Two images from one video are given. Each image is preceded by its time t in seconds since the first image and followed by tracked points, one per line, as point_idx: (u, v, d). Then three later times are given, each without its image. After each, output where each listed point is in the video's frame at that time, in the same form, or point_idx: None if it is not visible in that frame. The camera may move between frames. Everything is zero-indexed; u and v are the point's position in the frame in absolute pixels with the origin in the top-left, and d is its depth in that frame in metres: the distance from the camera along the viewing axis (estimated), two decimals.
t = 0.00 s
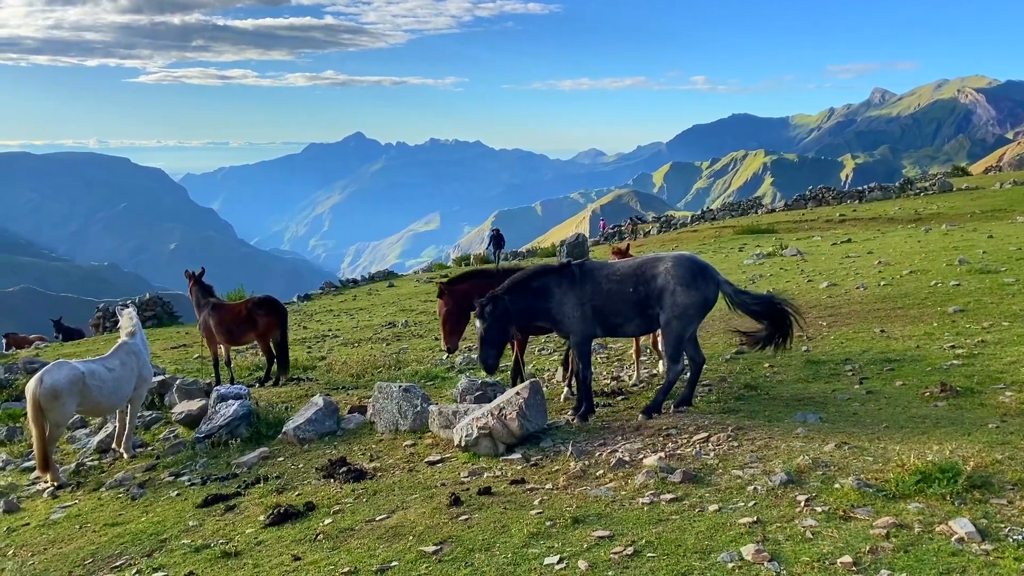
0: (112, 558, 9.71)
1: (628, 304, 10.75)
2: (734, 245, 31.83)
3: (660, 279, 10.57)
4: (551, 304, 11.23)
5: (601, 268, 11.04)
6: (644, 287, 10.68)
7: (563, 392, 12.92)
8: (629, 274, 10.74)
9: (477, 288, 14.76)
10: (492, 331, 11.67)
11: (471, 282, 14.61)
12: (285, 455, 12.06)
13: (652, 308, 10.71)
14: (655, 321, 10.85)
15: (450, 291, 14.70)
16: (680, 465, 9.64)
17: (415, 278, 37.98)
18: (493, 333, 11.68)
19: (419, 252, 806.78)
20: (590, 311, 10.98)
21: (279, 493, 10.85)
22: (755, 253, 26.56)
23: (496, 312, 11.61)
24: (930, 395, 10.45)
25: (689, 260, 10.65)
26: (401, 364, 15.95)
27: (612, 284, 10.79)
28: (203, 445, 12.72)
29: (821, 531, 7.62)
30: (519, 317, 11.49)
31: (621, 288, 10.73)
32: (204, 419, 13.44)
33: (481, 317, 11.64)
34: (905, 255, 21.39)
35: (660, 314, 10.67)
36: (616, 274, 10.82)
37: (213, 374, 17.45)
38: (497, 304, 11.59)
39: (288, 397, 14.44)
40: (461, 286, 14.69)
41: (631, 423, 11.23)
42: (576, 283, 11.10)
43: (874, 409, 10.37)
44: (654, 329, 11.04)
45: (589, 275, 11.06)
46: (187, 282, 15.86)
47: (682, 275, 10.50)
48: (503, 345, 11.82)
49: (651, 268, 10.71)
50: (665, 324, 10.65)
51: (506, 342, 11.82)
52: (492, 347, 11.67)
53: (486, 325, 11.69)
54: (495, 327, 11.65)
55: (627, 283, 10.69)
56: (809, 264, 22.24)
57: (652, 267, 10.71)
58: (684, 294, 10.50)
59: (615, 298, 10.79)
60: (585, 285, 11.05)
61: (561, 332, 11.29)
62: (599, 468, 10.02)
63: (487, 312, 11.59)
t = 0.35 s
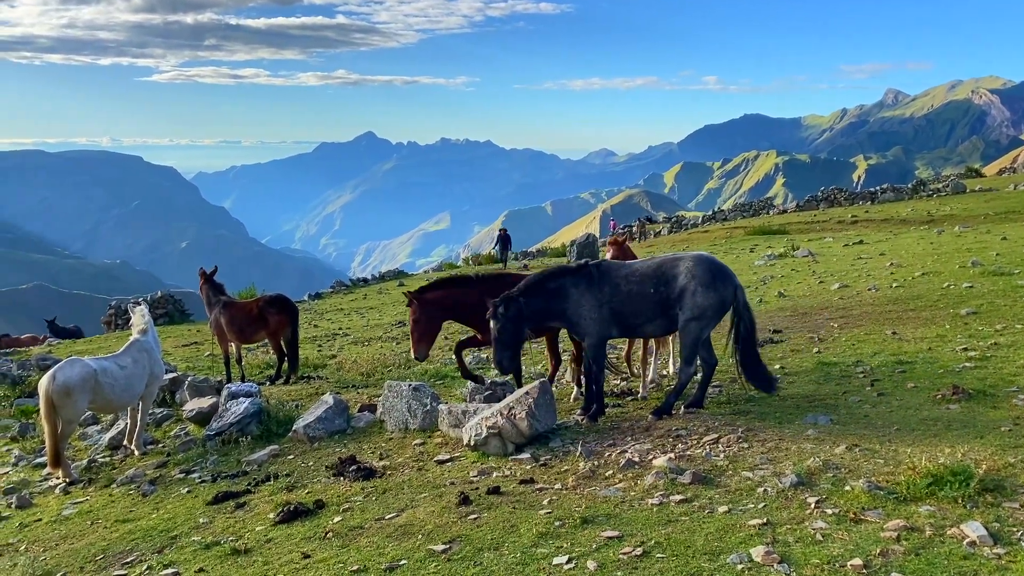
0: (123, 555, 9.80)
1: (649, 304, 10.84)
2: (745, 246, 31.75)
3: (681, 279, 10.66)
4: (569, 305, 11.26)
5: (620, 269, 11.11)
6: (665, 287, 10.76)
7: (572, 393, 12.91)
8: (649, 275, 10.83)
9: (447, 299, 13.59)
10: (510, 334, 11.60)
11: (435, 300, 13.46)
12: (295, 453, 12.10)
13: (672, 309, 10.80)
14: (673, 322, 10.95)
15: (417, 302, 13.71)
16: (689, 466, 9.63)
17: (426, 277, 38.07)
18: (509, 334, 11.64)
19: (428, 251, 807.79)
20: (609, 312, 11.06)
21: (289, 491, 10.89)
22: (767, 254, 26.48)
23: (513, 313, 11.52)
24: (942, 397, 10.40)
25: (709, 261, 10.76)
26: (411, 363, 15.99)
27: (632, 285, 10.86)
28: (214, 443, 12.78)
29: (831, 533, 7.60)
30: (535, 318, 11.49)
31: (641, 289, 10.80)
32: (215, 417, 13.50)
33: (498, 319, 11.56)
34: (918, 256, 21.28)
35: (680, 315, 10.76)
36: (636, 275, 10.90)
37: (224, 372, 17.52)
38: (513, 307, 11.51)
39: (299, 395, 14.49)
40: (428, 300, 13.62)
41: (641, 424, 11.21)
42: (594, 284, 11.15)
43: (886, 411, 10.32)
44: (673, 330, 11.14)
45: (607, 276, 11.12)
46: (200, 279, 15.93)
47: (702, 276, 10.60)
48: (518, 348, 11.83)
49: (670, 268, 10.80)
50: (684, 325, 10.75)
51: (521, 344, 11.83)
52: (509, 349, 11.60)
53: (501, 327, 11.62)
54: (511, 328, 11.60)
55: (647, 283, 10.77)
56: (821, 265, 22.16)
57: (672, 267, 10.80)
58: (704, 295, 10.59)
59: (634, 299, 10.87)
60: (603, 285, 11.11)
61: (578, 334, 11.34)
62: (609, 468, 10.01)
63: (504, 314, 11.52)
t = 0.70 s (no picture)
0: (140, 549, 9.92)
1: (665, 305, 10.85)
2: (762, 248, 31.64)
3: (699, 281, 10.67)
4: (582, 304, 11.31)
5: (636, 270, 11.14)
6: (682, 288, 10.77)
7: (588, 393, 12.91)
8: (666, 276, 10.86)
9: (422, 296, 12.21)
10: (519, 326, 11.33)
11: (409, 295, 12.04)
12: (311, 450, 12.18)
13: (689, 310, 10.80)
14: (690, 324, 10.97)
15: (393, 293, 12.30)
16: (705, 467, 9.62)
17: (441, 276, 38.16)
18: (516, 325, 11.32)
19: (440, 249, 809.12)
20: (624, 311, 11.08)
21: (305, 488, 10.97)
22: (784, 255, 26.36)
23: (524, 307, 11.39)
24: (961, 401, 10.33)
25: (728, 263, 10.75)
26: (427, 361, 16.04)
27: (648, 285, 10.90)
28: (231, 439, 12.87)
29: (847, 537, 7.57)
30: (545, 312, 11.44)
31: (658, 289, 10.83)
32: (232, 413, 13.59)
33: (506, 309, 11.29)
34: (937, 259, 21.12)
35: (696, 317, 10.77)
36: (653, 276, 10.93)
37: (240, 369, 17.65)
38: (523, 300, 11.37)
39: (315, 393, 14.57)
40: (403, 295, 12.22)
41: (656, 425, 11.20)
42: (610, 283, 11.19)
43: (903, 415, 10.26)
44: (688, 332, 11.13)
45: (622, 276, 11.16)
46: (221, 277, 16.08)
47: (721, 278, 10.60)
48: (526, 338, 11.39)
49: (689, 269, 10.80)
50: (701, 327, 10.77)
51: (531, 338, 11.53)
52: (517, 340, 11.23)
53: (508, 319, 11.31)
54: (519, 320, 11.33)
55: (665, 284, 10.80)
56: (839, 267, 22.05)
57: (690, 268, 10.80)
58: (722, 298, 10.60)
59: (650, 300, 10.90)
60: (619, 285, 11.15)
61: (590, 332, 11.37)
62: (624, 469, 10.02)
63: (512, 306, 11.31)
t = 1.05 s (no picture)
0: (164, 543, 10.05)
1: (683, 307, 10.82)
2: (785, 250, 31.46)
3: (717, 283, 10.62)
4: (601, 305, 11.33)
5: (653, 271, 11.12)
6: (700, 290, 10.73)
7: (608, 394, 12.90)
8: (684, 278, 10.82)
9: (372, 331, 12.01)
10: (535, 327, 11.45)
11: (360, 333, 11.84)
12: (332, 447, 12.26)
13: (707, 312, 10.77)
14: (709, 326, 10.92)
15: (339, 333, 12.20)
16: (727, 471, 9.59)
17: (462, 276, 38.25)
18: (533, 326, 11.44)
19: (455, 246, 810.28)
20: (642, 313, 11.07)
21: (326, 485, 11.05)
22: (808, 258, 26.21)
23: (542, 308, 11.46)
24: (988, 407, 10.23)
25: (748, 264, 10.67)
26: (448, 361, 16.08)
27: (666, 287, 10.87)
28: (253, 436, 12.98)
29: (871, 542, 7.52)
30: (562, 313, 11.50)
31: (675, 291, 10.80)
32: (255, 410, 13.70)
33: (523, 310, 11.36)
34: (965, 263, 20.89)
35: (716, 319, 10.72)
36: (671, 278, 10.90)
37: (263, 366, 17.79)
38: (541, 301, 11.44)
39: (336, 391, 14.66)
40: (351, 334, 12.07)
41: (677, 427, 11.17)
42: (627, 284, 11.18)
43: (929, 420, 10.18)
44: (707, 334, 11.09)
45: (640, 278, 11.14)
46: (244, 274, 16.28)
47: (740, 280, 10.53)
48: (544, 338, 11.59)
49: (707, 270, 10.75)
50: (721, 329, 10.71)
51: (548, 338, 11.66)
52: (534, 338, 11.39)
53: (525, 320, 11.42)
54: (534, 322, 11.44)
55: (683, 286, 10.77)
56: (864, 271, 21.89)
57: (709, 270, 10.75)
58: (741, 300, 10.54)
59: (667, 302, 10.88)
60: (636, 287, 11.14)
61: (608, 334, 11.38)
62: (645, 471, 10.01)
63: (529, 307, 11.37)
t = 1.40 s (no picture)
0: (192, 537, 10.18)
1: (706, 310, 10.84)
2: (814, 253, 31.24)
3: (739, 286, 10.62)
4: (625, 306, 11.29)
5: (677, 274, 11.14)
6: (722, 293, 10.75)
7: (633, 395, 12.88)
8: (707, 281, 10.83)
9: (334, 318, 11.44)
10: (555, 313, 11.70)
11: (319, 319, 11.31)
12: (358, 445, 12.36)
13: (730, 315, 10.77)
14: (732, 328, 10.88)
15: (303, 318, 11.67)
16: (753, 474, 9.56)
17: (486, 276, 38.35)
18: (551, 312, 11.72)
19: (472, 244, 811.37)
20: (666, 315, 11.06)
21: (352, 482, 11.14)
22: (837, 261, 26.00)
23: (565, 299, 11.66)
24: (1021, 414, 10.10)
25: (771, 267, 10.64)
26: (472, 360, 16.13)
27: (689, 290, 10.90)
28: (280, 432, 13.11)
29: (899, 548, 7.47)
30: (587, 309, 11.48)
31: (698, 294, 10.83)
32: (281, 406, 13.82)
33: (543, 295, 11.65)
34: (998, 267, 20.62)
35: (740, 321, 10.69)
36: (694, 280, 10.92)
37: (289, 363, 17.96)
38: (564, 291, 11.62)
39: (361, 388, 14.76)
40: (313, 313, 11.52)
41: (703, 430, 11.14)
42: (651, 287, 11.17)
43: (960, 426, 10.07)
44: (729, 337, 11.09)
45: (664, 281, 11.14)
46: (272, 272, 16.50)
47: (764, 283, 10.50)
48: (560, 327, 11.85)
49: (730, 273, 10.76)
50: (744, 331, 10.67)
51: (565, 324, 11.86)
52: (545, 321, 11.63)
53: (545, 306, 11.69)
54: (552, 309, 11.70)
55: (706, 289, 10.78)
56: (894, 274, 21.68)
57: (732, 273, 10.76)
58: (765, 303, 10.50)
59: (690, 304, 10.89)
60: (660, 289, 11.14)
61: (633, 337, 11.32)
62: (670, 473, 9.99)
63: (551, 294, 11.62)
